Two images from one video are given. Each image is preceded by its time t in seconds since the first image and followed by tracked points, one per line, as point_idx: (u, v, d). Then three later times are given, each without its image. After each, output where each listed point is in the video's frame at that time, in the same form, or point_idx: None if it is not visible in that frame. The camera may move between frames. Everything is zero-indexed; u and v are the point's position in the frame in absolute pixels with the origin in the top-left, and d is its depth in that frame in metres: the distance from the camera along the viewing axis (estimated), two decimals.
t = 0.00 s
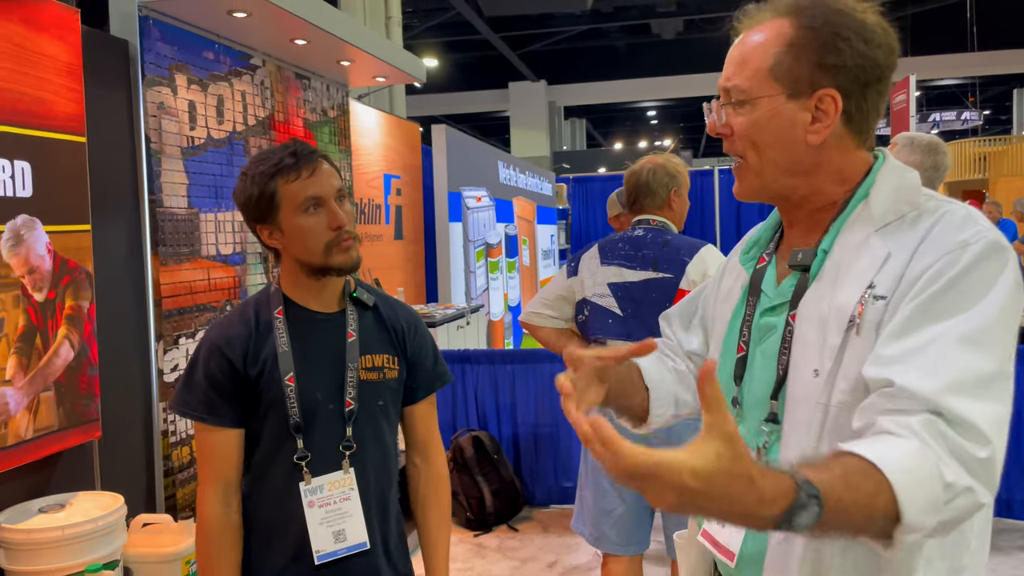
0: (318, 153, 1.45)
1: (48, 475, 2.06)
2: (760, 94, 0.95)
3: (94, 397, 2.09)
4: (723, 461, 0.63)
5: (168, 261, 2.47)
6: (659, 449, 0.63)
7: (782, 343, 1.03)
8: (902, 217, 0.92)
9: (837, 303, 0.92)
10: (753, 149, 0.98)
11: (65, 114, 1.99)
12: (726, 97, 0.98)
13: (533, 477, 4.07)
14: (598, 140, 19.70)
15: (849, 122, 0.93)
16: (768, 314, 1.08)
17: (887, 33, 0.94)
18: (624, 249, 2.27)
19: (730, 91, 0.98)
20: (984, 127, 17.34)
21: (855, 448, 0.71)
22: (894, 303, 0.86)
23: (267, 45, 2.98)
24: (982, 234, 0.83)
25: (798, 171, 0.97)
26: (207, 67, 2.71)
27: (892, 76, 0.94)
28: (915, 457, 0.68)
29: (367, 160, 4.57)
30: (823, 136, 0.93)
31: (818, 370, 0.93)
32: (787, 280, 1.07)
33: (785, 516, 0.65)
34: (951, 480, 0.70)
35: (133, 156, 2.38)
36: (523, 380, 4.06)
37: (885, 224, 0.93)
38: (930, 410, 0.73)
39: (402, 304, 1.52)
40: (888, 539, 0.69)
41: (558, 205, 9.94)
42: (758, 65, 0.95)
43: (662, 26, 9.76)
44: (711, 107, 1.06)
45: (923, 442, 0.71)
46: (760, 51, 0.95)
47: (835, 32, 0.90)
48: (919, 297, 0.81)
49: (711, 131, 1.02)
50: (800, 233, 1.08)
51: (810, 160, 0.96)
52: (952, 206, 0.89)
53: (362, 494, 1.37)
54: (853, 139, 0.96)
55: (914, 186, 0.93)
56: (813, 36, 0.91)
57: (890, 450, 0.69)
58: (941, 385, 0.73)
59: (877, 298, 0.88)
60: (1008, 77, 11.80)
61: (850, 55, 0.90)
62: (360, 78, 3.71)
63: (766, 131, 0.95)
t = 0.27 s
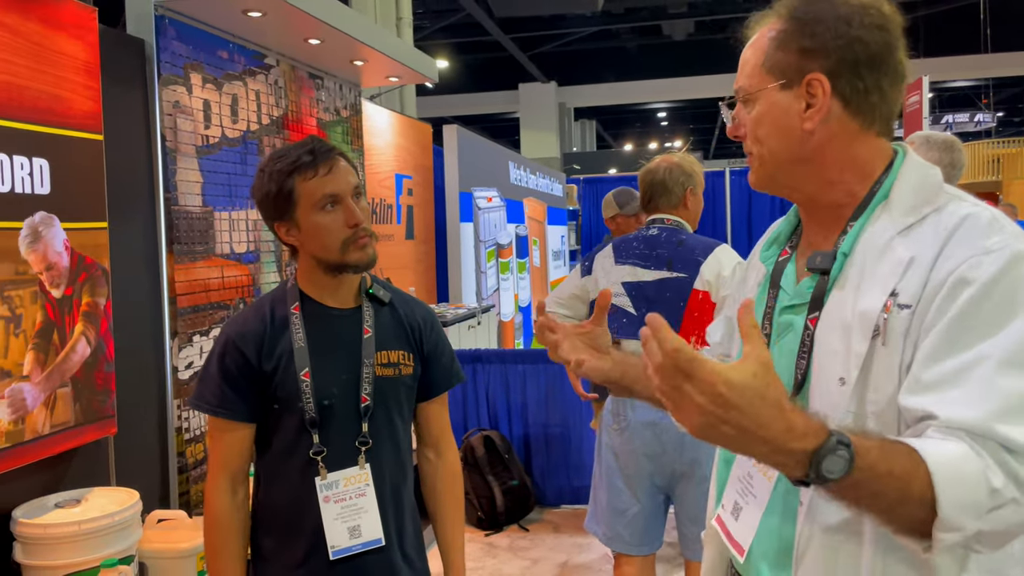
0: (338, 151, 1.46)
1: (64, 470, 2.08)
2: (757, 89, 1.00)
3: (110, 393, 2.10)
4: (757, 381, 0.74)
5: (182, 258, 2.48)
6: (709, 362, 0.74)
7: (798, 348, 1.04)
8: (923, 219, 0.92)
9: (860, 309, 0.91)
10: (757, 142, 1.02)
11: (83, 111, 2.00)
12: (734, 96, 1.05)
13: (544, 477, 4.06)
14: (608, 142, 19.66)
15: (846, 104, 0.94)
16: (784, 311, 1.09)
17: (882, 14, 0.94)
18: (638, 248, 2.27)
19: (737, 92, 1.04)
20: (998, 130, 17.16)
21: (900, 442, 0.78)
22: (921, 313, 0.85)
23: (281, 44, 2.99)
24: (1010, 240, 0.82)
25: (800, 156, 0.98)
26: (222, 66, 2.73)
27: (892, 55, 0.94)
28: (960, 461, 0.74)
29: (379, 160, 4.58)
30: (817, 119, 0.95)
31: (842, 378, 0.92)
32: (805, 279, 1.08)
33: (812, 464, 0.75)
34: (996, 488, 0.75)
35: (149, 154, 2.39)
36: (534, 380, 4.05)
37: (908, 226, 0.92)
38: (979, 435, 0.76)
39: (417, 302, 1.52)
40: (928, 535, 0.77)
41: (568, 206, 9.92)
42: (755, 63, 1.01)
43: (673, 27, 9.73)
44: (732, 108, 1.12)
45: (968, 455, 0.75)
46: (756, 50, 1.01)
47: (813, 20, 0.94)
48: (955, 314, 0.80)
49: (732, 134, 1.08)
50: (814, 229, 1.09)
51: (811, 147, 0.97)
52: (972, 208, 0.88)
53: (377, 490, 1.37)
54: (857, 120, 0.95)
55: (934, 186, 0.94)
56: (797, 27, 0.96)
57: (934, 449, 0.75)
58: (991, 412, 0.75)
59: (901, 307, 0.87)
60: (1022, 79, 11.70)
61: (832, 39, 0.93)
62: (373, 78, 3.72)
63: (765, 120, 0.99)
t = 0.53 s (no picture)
0: (357, 147, 1.45)
1: (76, 467, 2.08)
2: (779, 86, 1.01)
3: (122, 390, 2.11)
4: (720, 412, 0.80)
5: (194, 256, 2.48)
6: (676, 401, 0.80)
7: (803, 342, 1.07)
8: (920, 210, 0.92)
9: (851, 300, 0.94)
10: (780, 138, 1.02)
11: (97, 109, 2.01)
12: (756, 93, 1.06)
13: (552, 477, 4.05)
14: (615, 143, 19.62)
15: (869, 101, 0.94)
16: (798, 305, 1.12)
17: (902, 11, 0.95)
18: (650, 248, 2.26)
19: (757, 89, 1.04)
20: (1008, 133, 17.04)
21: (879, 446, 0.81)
22: (904, 305, 0.87)
23: (292, 43, 3.00)
24: (995, 235, 0.83)
25: (823, 154, 0.99)
26: (234, 65, 2.73)
27: (915, 48, 0.95)
28: (934, 464, 0.76)
29: (388, 160, 4.58)
30: (841, 116, 0.96)
31: (832, 368, 0.95)
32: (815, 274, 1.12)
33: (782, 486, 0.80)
34: (974, 489, 0.77)
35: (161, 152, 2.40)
36: (543, 380, 4.05)
37: (902, 217, 0.93)
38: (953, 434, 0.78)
39: (429, 299, 1.51)
40: (914, 538, 0.79)
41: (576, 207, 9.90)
42: (775, 60, 1.01)
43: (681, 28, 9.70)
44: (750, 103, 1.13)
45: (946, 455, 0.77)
46: (777, 47, 1.02)
47: (835, 18, 0.95)
48: (931, 308, 0.82)
49: (750, 130, 1.09)
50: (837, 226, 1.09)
51: (834, 144, 0.98)
52: (964, 200, 0.88)
53: (390, 485, 1.37)
54: (879, 118, 0.95)
55: (937, 176, 0.94)
56: (819, 23, 0.96)
57: (907, 451, 0.78)
58: (967, 413, 0.77)
59: (885, 297, 0.89)
60: None
61: (855, 36, 0.93)
62: (384, 77, 3.73)
63: (788, 118, 1.00)
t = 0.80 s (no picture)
0: (373, 142, 1.47)
1: (82, 463, 2.08)
2: (809, 67, 1.02)
3: (128, 387, 2.10)
4: (709, 394, 0.82)
5: (200, 253, 2.48)
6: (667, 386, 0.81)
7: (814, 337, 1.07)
8: (924, 201, 0.93)
9: (856, 292, 0.95)
10: (799, 122, 1.04)
11: (105, 105, 2.00)
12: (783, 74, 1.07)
13: (555, 477, 4.04)
14: (615, 144, 19.61)
15: (894, 97, 0.96)
16: (811, 301, 1.13)
17: (942, 11, 0.95)
18: (658, 246, 2.27)
19: (786, 69, 1.06)
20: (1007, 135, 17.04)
21: (877, 434, 0.82)
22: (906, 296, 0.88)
23: (298, 41, 3.00)
24: (993, 224, 0.83)
25: (839, 145, 1.01)
26: (240, 62, 2.73)
27: (949, 50, 0.95)
28: (928, 451, 0.77)
29: (391, 159, 4.58)
30: (863, 108, 0.98)
31: (839, 361, 0.96)
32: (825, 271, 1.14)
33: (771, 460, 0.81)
34: (971, 476, 0.77)
35: (168, 149, 2.39)
36: (546, 380, 4.05)
37: (907, 209, 0.94)
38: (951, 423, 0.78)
39: (441, 295, 1.54)
40: (913, 526, 0.80)
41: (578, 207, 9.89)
42: (809, 42, 1.02)
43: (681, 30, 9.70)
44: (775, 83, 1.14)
45: (940, 442, 0.78)
46: (812, 29, 1.03)
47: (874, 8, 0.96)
48: (927, 297, 0.83)
49: (771, 109, 1.11)
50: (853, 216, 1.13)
51: (854, 133, 1.00)
52: (967, 190, 0.89)
53: (401, 481, 1.39)
54: (901, 115, 0.97)
55: (944, 167, 0.95)
56: (861, 10, 0.97)
57: (903, 439, 0.79)
58: (962, 400, 0.77)
59: (888, 290, 0.90)
60: None
61: (891, 28, 0.94)
62: (388, 76, 3.73)
63: (812, 102, 1.02)
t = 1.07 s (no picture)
0: (379, 140, 1.52)
1: (82, 461, 2.07)
2: (841, 64, 1.01)
3: (128, 384, 2.10)
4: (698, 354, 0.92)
5: (200, 251, 2.47)
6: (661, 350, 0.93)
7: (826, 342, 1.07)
8: (938, 201, 0.93)
9: (870, 290, 0.96)
10: (822, 117, 1.04)
11: (107, 102, 2.00)
12: (806, 68, 1.06)
13: (552, 477, 4.05)
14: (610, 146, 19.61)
15: (924, 101, 0.98)
16: (824, 301, 1.13)
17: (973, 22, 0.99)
18: (660, 246, 2.28)
19: (809, 60, 1.05)
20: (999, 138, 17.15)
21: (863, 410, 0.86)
22: (917, 293, 0.89)
23: (298, 40, 3.00)
24: (1006, 222, 0.84)
25: (864, 144, 1.02)
26: (240, 60, 2.72)
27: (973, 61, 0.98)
28: (904, 428, 0.81)
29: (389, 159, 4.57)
30: (895, 110, 0.99)
31: (852, 357, 0.97)
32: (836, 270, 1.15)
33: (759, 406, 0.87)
34: (945, 456, 0.79)
35: (168, 146, 2.39)
36: (543, 380, 4.05)
37: (923, 208, 0.94)
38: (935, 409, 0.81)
39: (447, 293, 1.60)
40: (888, 505, 0.83)
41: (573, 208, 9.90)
42: (842, 35, 1.02)
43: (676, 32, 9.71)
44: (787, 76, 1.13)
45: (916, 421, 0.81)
46: (846, 24, 1.02)
47: (920, 9, 0.97)
48: (934, 292, 0.84)
49: (785, 98, 1.10)
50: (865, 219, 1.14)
51: (880, 135, 1.01)
52: (981, 188, 0.89)
53: (406, 478, 1.43)
54: (926, 119, 1.00)
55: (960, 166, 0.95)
56: (898, 9, 0.98)
57: (886, 416, 0.83)
58: (949, 386, 0.79)
59: (901, 287, 0.91)
60: None
61: (932, 31, 0.96)
62: (388, 75, 3.73)
63: (839, 99, 1.02)
